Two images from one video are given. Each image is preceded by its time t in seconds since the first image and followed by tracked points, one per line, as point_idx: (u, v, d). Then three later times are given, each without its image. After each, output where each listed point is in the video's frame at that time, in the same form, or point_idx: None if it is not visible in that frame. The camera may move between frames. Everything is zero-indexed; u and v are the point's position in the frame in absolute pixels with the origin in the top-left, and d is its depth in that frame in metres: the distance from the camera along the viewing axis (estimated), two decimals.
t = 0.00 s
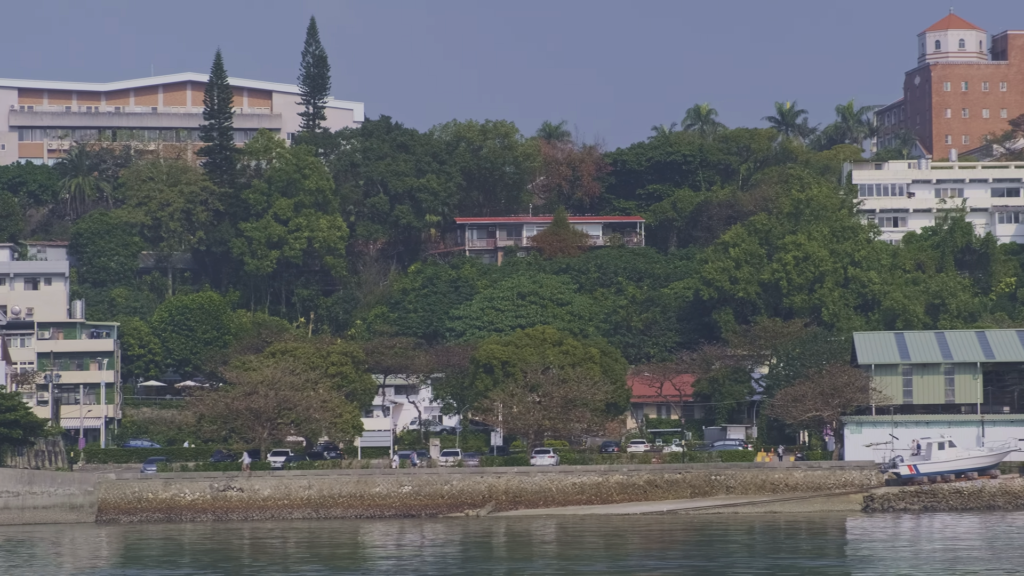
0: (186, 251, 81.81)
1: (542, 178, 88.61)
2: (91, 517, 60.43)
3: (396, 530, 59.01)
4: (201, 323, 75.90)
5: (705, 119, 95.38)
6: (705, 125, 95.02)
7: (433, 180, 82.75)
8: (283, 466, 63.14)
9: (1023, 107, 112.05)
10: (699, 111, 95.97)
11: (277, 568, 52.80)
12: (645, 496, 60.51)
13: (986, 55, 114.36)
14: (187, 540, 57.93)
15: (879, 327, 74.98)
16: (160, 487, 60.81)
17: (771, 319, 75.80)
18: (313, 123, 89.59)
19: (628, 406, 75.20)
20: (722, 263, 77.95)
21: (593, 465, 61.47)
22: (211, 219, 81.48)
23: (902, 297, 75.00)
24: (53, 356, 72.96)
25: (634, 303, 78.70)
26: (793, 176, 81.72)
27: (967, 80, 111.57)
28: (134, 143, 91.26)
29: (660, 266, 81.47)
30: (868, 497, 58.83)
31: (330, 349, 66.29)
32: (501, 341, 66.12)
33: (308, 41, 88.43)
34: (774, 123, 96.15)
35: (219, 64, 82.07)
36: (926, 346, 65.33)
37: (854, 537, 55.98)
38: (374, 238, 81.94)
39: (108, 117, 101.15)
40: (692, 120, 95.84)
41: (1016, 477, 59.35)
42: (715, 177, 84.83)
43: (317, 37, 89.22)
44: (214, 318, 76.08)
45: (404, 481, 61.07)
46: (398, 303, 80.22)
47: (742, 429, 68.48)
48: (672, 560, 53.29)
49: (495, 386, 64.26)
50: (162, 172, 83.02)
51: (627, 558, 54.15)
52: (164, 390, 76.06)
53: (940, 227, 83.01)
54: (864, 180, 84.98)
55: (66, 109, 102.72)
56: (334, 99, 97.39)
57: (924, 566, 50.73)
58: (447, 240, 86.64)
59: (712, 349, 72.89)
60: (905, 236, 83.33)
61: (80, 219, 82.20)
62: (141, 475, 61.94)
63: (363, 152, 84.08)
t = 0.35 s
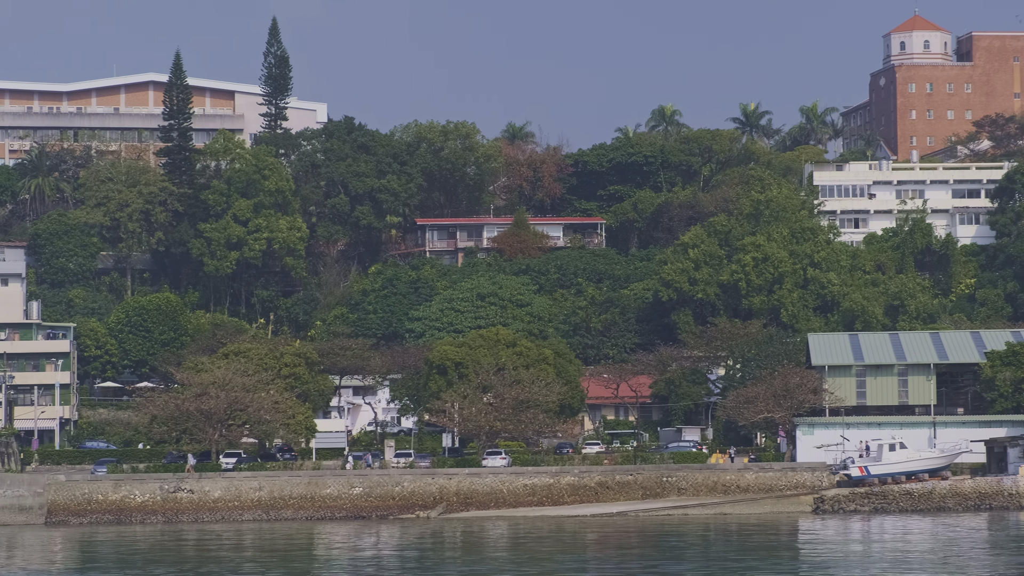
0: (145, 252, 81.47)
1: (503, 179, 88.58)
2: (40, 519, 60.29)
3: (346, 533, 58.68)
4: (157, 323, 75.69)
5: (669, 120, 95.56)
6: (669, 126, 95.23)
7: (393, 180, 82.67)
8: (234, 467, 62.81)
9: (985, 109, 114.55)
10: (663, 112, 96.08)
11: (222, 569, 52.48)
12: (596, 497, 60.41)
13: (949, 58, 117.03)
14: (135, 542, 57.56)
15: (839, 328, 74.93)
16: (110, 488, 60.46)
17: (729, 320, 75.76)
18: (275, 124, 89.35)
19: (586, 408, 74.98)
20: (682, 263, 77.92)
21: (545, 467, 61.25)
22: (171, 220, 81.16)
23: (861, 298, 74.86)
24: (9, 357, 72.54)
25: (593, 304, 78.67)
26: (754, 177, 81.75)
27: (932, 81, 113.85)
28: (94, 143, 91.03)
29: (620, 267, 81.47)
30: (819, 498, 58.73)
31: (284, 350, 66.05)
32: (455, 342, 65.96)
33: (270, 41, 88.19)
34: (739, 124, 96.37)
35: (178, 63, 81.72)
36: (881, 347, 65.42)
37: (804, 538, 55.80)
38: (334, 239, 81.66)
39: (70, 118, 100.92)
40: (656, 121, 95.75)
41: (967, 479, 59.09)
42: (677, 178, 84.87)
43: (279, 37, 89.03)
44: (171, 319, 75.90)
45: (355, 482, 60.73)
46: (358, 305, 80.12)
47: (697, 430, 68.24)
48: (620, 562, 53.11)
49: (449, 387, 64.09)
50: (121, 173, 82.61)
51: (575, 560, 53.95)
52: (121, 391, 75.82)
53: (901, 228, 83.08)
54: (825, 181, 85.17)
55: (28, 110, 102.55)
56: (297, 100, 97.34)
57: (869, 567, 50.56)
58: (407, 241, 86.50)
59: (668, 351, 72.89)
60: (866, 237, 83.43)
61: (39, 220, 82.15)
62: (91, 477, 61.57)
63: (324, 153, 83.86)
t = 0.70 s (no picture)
0: (105, 254, 81.02)
1: (465, 181, 88.43)
2: None
3: (295, 536, 58.38)
4: (115, 326, 75.40)
5: (634, 121, 95.58)
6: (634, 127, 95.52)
7: (354, 182, 82.51)
8: (185, 470, 62.47)
9: (950, 110, 115.86)
10: (628, 113, 96.17)
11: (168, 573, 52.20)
12: (547, 500, 60.33)
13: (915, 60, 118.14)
14: (83, 545, 57.21)
15: (798, 331, 74.87)
16: (60, 492, 60.24)
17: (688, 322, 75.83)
18: (238, 125, 89.02)
19: (544, 410, 74.69)
20: (641, 265, 77.98)
21: (496, 469, 61.14)
22: (130, 222, 80.85)
23: (820, 300, 74.78)
24: None
25: (553, 306, 78.65)
26: (715, 179, 81.86)
27: (897, 84, 115.47)
28: (55, 144, 90.66)
29: (581, 270, 81.50)
30: (769, 501, 58.57)
31: (237, 352, 65.87)
32: (409, 344, 65.89)
33: (232, 43, 87.91)
34: (704, 126, 96.39)
35: (138, 65, 81.42)
36: (835, 349, 65.29)
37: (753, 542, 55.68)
38: (295, 241, 81.47)
39: (32, 119, 100.57)
40: (621, 122, 95.85)
41: (919, 481, 58.90)
42: (638, 180, 85.05)
43: (241, 39, 88.78)
44: (128, 321, 75.67)
45: (306, 485, 60.49)
46: (318, 307, 79.99)
47: (653, 434, 67.57)
48: (567, 565, 52.97)
49: (403, 390, 64.03)
50: (80, 174, 81.95)
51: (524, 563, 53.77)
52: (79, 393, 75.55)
53: (862, 230, 83.07)
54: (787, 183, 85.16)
55: None
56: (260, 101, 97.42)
57: (815, 570, 50.36)
58: (368, 243, 86.34)
59: (624, 353, 72.93)
60: (828, 239, 83.38)
61: None
62: (41, 480, 61.33)
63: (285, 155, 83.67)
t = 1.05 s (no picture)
0: (60, 257, 80.29)
1: (424, 185, 88.23)
2: None
3: (241, 540, 57.98)
4: (69, 330, 74.91)
5: (596, 126, 95.72)
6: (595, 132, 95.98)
7: (313, 187, 82.19)
8: (132, 475, 61.94)
9: (912, 116, 116.51)
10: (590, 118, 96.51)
11: None
12: (496, 506, 60.14)
13: (878, 65, 118.57)
14: (28, 551, 56.69)
15: (755, 336, 74.80)
16: (6, 496, 59.97)
17: (644, 327, 75.89)
18: (197, 129, 88.71)
19: (499, 414, 74.54)
20: (598, 270, 78.02)
21: (445, 474, 60.93)
22: (86, 226, 80.37)
23: (777, 305, 74.76)
24: None
25: (510, 311, 78.63)
26: (673, 184, 81.98)
27: (860, 89, 115.88)
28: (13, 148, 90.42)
29: (538, 274, 81.51)
30: (717, 507, 58.44)
31: (188, 356, 65.54)
32: (360, 349, 65.70)
33: (191, 46, 87.64)
34: (666, 130, 96.77)
35: (95, 68, 81.02)
36: (786, 355, 65.18)
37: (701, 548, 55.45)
38: (253, 245, 81.22)
39: None
40: (584, 126, 96.22)
41: (866, 487, 58.73)
42: (597, 185, 85.30)
43: (201, 42, 88.60)
44: (83, 325, 75.30)
45: (253, 490, 60.07)
46: (276, 311, 79.83)
47: (605, 439, 67.51)
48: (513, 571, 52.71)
49: (353, 394, 63.83)
50: (36, 177, 80.94)
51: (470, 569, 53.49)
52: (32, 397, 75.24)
53: (821, 236, 83.02)
54: (745, 188, 85.22)
55: None
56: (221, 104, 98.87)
57: None
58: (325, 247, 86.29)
59: (577, 359, 72.97)
60: (786, 244, 83.38)
61: None
62: None
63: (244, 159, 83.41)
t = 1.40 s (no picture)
0: (33, 260, 79.88)
1: (399, 189, 88.11)
2: None
3: (204, 545, 57.64)
4: (40, 333, 74.68)
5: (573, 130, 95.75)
6: (574, 137, 96.13)
7: (287, 190, 82.12)
8: (96, 479, 61.33)
9: (891, 120, 116.81)
10: (569, 122, 96.56)
11: None
12: (461, 510, 59.96)
13: (857, 70, 118.76)
14: None
15: (727, 341, 74.64)
16: None
17: (617, 332, 75.79)
18: (172, 132, 88.62)
19: (470, 419, 74.41)
20: (571, 274, 77.92)
21: (410, 478, 60.70)
22: (58, 229, 80.16)
23: (750, 310, 74.64)
24: None
25: (483, 315, 78.55)
26: (648, 189, 81.89)
27: (839, 94, 115.97)
28: None
29: (512, 279, 81.47)
30: (681, 511, 58.19)
31: (154, 360, 65.55)
32: (327, 352, 65.53)
33: (166, 49, 87.55)
34: (644, 135, 96.84)
35: (68, 71, 80.94)
36: (754, 360, 65.04)
37: (664, 553, 55.18)
38: (227, 249, 81.18)
39: None
40: (562, 131, 96.37)
41: (830, 492, 58.59)
42: (572, 190, 85.32)
43: (176, 45, 88.50)
44: (53, 328, 74.99)
45: (217, 494, 59.68)
46: (249, 314, 79.68)
47: (574, 443, 67.66)
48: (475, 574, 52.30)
49: (319, 398, 63.66)
50: (8, 180, 80.22)
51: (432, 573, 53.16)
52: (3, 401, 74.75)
53: (796, 240, 82.82)
54: (720, 193, 85.13)
55: None
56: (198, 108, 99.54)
57: None
58: (300, 251, 86.16)
59: (547, 363, 72.94)
60: (761, 249, 83.28)
61: None
62: None
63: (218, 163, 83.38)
